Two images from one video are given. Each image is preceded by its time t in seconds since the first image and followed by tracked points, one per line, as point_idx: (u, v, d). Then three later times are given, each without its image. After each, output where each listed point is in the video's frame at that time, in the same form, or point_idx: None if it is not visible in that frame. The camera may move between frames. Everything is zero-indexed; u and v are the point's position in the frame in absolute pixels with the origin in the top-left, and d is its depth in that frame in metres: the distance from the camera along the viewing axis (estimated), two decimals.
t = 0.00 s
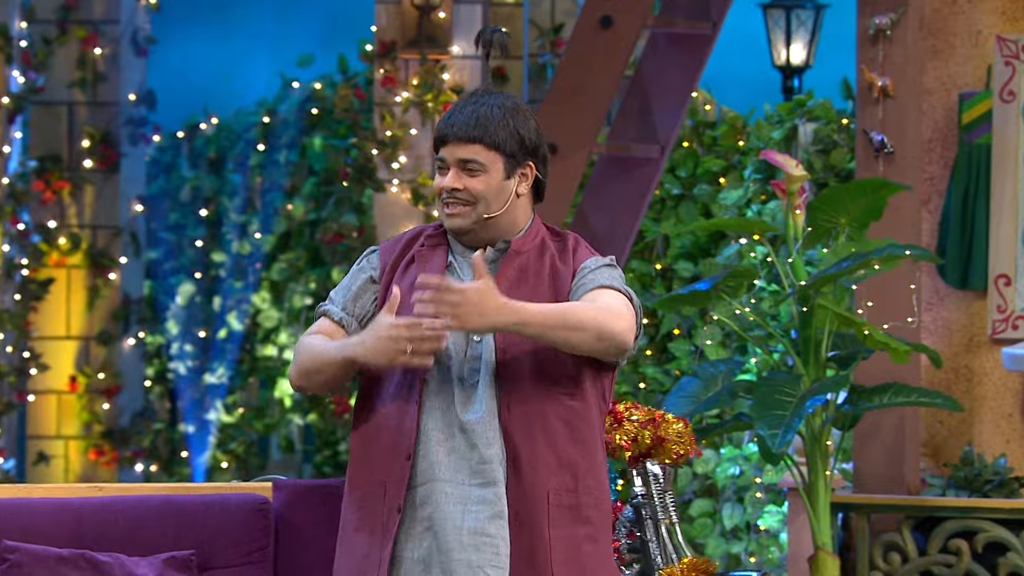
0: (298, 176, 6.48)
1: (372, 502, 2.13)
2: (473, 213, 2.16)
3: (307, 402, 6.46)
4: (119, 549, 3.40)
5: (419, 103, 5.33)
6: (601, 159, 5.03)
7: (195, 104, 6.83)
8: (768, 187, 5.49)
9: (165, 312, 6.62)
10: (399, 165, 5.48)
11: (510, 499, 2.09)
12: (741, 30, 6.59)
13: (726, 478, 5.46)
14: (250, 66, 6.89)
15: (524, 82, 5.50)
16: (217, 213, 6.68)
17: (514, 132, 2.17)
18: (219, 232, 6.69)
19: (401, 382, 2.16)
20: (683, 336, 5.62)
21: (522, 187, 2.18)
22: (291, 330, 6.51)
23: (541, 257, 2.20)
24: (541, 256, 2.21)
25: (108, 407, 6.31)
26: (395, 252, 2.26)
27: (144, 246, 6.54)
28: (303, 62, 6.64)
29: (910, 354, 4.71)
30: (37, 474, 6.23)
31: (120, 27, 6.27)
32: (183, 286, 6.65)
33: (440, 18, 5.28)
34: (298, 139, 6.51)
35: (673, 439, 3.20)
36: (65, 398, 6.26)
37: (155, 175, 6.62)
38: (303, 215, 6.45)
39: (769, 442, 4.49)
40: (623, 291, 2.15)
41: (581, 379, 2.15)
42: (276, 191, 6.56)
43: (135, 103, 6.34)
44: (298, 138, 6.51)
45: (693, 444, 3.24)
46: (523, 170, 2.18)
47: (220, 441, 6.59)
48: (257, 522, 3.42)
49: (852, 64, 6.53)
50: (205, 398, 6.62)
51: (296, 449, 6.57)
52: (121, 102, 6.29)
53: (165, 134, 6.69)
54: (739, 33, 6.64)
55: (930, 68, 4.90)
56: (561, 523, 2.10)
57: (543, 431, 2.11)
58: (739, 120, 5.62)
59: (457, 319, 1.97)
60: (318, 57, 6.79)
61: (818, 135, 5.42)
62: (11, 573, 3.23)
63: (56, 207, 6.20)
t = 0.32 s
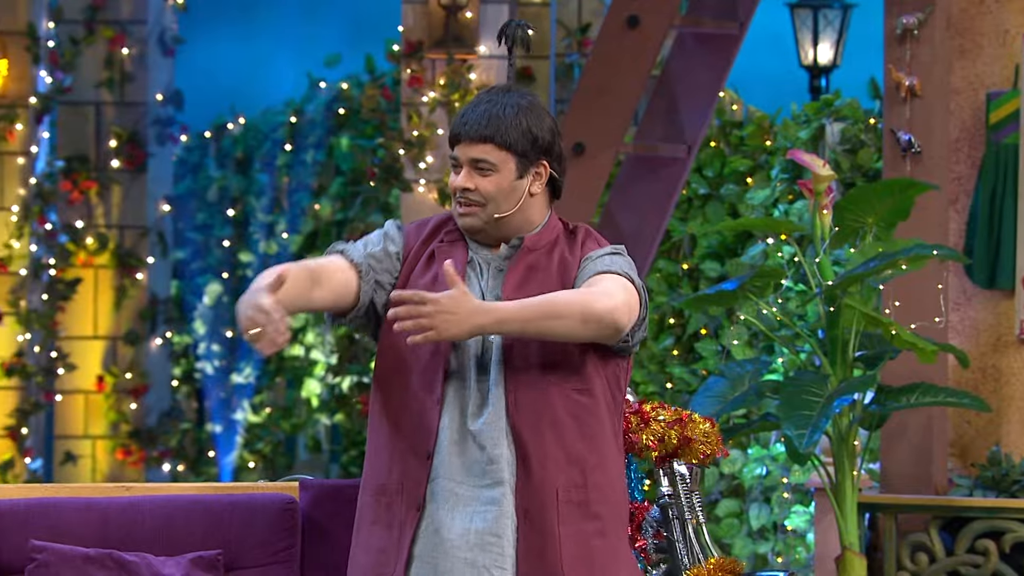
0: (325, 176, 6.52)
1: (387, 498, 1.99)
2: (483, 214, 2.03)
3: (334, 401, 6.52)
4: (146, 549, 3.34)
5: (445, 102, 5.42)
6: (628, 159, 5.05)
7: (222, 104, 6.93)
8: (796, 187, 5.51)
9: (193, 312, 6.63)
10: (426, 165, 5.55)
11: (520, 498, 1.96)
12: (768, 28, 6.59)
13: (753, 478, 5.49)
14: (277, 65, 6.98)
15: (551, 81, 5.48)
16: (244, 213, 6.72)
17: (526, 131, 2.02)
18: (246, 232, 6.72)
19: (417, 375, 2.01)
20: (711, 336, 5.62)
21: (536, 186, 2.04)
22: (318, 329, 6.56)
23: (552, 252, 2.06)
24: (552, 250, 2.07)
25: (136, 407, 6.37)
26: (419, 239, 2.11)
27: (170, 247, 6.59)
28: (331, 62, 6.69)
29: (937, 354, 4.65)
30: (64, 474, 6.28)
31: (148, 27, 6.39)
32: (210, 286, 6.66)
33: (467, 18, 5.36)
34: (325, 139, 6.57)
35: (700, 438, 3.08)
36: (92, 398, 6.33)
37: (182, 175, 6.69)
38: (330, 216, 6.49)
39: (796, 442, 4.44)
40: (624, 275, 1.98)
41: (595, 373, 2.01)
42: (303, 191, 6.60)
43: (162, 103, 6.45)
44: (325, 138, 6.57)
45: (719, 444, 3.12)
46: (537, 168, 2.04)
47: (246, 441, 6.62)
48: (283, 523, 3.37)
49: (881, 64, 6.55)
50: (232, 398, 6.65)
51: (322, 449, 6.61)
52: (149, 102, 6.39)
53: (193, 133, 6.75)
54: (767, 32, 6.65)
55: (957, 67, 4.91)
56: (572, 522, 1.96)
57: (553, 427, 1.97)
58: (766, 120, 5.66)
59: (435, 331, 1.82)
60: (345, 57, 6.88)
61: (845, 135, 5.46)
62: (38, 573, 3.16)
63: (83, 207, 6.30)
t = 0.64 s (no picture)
0: (338, 176, 6.54)
1: (412, 513, 2.02)
2: (486, 217, 2.04)
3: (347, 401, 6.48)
4: (159, 548, 3.29)
5: (458, 102, 5.48)
6: (641, 159, 5.07)
7: (234, 104, 6.98)
8: (808, 186, 5.52)
9: (206, 312, 6.73)
10: (438, 164, 5.69)
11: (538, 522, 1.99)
12: (782, 29, 6.60)
13: (766, 478, 5.50)
14: (292, 65, 7.02)
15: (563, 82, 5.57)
16: (257, 212, 6.80)
17: (527, 132, 2.04)
18: (259, 231, 6.80)
19: (434, 397, 2.03)
20: (723, 336, 5.64)
21: (539, 188, 2.05)
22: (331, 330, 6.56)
23: (569, 265, 2.07)
24: (570, 266, 2.07)
25: (148, 407, 6.41)
26: (421, 257, 2.11)
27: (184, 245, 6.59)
28: (343, 62, 6.79)
29: (950, 353, 4.60)
30: (78, 474, 6.34)
31: (161, 27, 6.40)
32: (224, 285, 6.76)
33: (480, 17, 5.40)
34: (337, 138, 6.58)
35: (713, 438, 3.03)
36: (105, 397, 6.37)
37: (195, 175, 6.77)
38: (343, 215, 6.49)
39: (809, 441, 4.40)
40: (672, 327, 2.00)
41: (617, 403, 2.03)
42: (316, 190, 6.62)
43: (175, 103, 6.45)
44: (338, 137, 6.58)
45: (732, 444, 3.07)
46: (539, 170, 2.05)
47: (259, 441, 6.66)
48: (295, 522, 3.31)
49: (893, 63, 6.58)
50: (245, 397, 6.71)
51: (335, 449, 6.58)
52: (162, 102, 6.40)
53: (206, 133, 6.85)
54: (780, 32, 6.65)
55: (970, 67, 4.85)
56: (588, 545, 1.99)
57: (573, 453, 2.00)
58: (779, 120, 5.68)
59: (514, 447, 1.86)
60: (358, 56, 6.90)
61: (859, 135, 5.46)
62: (52, 572, 3.13)
63: (96, 206, 6.34)
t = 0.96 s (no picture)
0: (341, 175, 6.58)
1: (412, 514, 2.02)
2: (500, 235, 2.04)
3: (350, 401, 6.46)
4: (163, 549, 3.17)
5: (462, 102, 5.52)
6: (646, 158, 5.07)
7: (238, 104, 7.00)
8: (812, 186, 5.52)
9: (209, 312, 6.74)
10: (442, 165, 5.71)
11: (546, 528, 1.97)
12: (786, 29, 6.60)
13: (770, 478, 5.50)
14: (294, 66, 7.02)
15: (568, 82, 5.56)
16: (261, 213, 6.81)
17: (532, 148, 2.01)
18: (262, 232, 6.81)
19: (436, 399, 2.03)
20: (727, 335, 5.67)
21: (548, 198, 2.05)
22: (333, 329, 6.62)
23: (573, 270, 2.08)
24: (574, 270, 2.08)
25: (153, 407, 6.41)
26: (428, 257, 2.14)
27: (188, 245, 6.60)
28: (348, 63, 6.81)
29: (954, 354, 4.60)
30: (82, 473, 6.30)
31: (165, 27, 6.39)
32: (226, 285, 6.78)
33: (484, 17, 5.39)
34: (341, 138, 6.61)
35: (717, 438, 3.03)
36: (109, 397, 6.35)
37: (199, 175, 6.80)
38: (347, 215, 6.54)
39: (813, 441, 4.41)
40: (661, 327, 2.00)
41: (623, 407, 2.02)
42: (320, 190, 6.66)
43: (180, 103, 6.46)
44: (342, 137, 6.61)
45: (736, 444, 3.06)
46: (548, 181, 2.04)
47: (263, 441, 6.71)
48: (299, 521, 3.18)
49: (897, 62, 6.58)
50: (249, 398, 6.76)
51: (339, 448, 6.63)
52: (165, 102, 6.40)
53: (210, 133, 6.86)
54: (784, 32, 6.65)
55: (973, 67, 4.84)
56: (598, 550, 1.98)
57: (583, 458, 1.98)
58: (783, 120, 5.69)
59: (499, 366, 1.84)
60: (362, 56, 6.91)
61: (863, 134, 5.47)
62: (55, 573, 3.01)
63: (100, 206, 6.32)
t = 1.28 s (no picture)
0: (342, 176, 6.59)
1: (405, 511, 2.11)
2: (496, 230, 2.11)
3: (351, 401, 6.51)
4: (163, 549, 3.17)
5: (462, 102, 5.52)
6: (646, 158, 5.07)
7: (239, 104, 7.01)
8: (812, 186, 5.53)
9: (210, 312, 6.75)
10: (442, 165, 5.70)
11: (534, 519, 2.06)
12: (786, 30, 6.60)
13: (770, 478, 5.51)
14: (294, 65, 7.02)
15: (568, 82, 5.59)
16: (261, 212, 6.81)
17: (527, 142, 2.08)
18: (263, 231, 6.81)
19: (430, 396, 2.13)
20: (726, 336, 5.67)
21: (543, 193, 2.13)
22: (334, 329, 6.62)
23: (565, 263, 2.15)
24: (565, 263, 2.16)
25: (153, 407, 6.40)
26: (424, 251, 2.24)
27: (188, 245, 6.61)
28: (348, 62, 6.82)
29: (954, 354, 4.59)
30: (81, 473, 6.30)
31: (165, 27, 6.38)
32: (227, 285, 6.79)
33: (484, 17, 5.40)
34: (342, 138, 6.61)
35: (717, 438, 3.02)
36: (109, 397, 6.35)
37: (199, 175, 6.83)
38: (347, 215, 6.54)
39: (813, 442, 4.40)
40: (658, 293, 2.07)
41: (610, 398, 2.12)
42: (320, 190, 6.66)
43: (179, 103, 6.44)
44: (342, 137, 6.61)
45: (737, 443, 3.05)
46: (543, 177, 2.11)
47: (263, 441, 6.71)
48: (299, 521, 3.17)
49: (897, 62, 6.59)
50: (249, 397, 6.77)
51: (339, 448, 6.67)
52: (166, 102, 6.39)
53: (210, 133, 6.87)
54: (785, 31, 6.65)
55: (973, 67, 4.84)
56: (584, 541, 2.07)
57: (572, 453, 2.08)
58: (783, 120, 5.68)
59: (492, 373, 1.93)
60: (362, 56, 6.92)
61: (863, 135, 5.47)
62: (55, 573, 3.01)
63: (100, 206, 6.32)
